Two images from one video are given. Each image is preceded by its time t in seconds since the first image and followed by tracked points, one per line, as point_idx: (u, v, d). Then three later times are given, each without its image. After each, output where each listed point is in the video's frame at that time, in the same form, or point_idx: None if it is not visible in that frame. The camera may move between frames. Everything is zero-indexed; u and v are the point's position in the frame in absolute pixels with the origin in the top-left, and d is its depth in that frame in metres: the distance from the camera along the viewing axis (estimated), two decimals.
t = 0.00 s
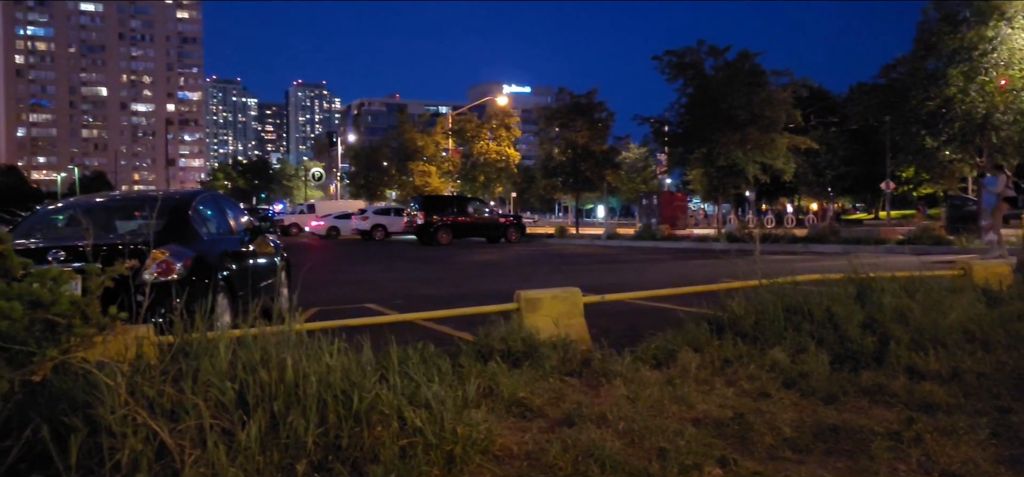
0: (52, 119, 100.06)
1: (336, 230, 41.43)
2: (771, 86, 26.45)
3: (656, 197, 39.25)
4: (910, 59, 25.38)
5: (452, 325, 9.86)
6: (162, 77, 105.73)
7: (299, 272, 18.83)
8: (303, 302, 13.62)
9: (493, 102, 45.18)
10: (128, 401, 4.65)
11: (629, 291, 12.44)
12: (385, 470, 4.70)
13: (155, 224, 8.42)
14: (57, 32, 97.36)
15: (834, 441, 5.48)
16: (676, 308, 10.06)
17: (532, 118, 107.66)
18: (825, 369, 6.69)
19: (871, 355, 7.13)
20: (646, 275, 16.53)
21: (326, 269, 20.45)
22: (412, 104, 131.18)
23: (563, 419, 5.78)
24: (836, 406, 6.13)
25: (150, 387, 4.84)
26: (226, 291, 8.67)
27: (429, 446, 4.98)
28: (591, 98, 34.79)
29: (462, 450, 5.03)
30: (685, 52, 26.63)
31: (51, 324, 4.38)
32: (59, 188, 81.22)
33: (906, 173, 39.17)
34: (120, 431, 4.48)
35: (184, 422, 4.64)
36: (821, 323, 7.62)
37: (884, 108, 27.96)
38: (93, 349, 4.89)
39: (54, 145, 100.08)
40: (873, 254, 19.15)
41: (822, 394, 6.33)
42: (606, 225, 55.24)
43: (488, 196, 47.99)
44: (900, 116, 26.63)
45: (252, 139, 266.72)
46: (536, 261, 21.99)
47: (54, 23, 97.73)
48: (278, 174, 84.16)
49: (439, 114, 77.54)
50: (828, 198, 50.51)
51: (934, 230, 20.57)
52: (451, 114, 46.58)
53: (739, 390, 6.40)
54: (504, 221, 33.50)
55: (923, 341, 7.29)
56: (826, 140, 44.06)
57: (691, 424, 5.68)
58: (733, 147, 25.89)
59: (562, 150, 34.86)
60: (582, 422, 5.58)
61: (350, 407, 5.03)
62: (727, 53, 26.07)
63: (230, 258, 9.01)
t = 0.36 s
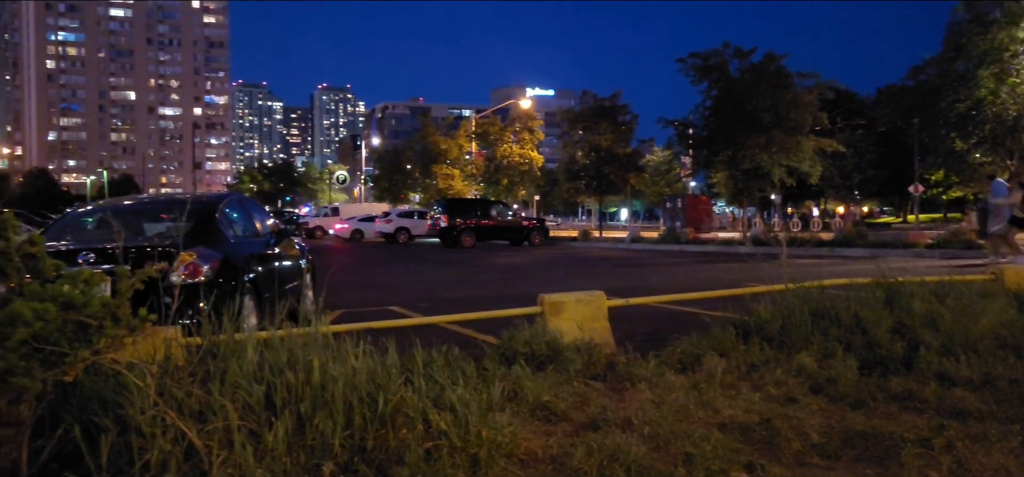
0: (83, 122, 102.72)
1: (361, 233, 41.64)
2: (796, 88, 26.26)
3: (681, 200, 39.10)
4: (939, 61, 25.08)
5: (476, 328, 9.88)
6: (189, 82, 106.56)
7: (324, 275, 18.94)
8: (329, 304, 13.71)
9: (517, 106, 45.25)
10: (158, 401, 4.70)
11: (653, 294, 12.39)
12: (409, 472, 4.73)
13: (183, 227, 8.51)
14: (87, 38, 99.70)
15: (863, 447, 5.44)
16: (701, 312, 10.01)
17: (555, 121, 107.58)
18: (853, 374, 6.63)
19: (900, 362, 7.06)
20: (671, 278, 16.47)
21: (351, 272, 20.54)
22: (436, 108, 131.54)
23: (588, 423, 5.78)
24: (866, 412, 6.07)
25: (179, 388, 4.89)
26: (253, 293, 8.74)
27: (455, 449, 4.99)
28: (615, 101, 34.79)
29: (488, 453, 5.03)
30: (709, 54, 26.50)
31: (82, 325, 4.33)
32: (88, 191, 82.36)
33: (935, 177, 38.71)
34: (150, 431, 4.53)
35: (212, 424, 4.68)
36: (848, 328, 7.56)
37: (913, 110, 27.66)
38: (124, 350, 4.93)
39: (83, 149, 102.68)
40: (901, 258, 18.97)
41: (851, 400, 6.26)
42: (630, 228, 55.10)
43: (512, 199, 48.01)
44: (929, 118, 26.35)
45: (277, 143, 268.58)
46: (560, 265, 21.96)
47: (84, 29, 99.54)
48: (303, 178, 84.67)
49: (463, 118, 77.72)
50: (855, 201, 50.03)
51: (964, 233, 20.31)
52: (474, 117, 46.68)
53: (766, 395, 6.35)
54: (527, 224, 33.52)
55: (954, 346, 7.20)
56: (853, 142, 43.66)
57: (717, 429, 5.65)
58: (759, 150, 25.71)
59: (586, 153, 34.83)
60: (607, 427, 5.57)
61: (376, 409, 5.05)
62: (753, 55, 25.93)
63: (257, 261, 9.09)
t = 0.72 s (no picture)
0: (105, 125, 103.48)
1: (379, 234, 41.73)
2: (817, 89, 26.08)
3: (700, 202, 38.95)
4: (962, 60, 24.86)
5: (494, 329, 9.88)
6: (210, 84, 107.24)
7: (343, 276, 18.99)
8: (348, 305, 13.76)
9: (534, 107, 45.22)
10: (178, 402, 4.72)
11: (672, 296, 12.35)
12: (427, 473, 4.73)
13: (204, 228, 8.57)
14: (110, 40, 100.40)
15: (885, 452, 5.39)
16: (721, 313, 9.96)
17: (573, 121, 107.45)
18: (875, 378, 6.58)
19: (922, 365, 6.99)
20: (691, 280, 16.41)
21: (370, 273, 20.60)
22: (455, 109, 131.75)
23: (606, 426, 5.76)
24: (888, 416, 6.02)
25: (199, 389, 4.90)
26: (272, 294, 8.79)
27: (473, 451, 4.99)
28: (634, 102, 34.77)
29: (506, 455, 5.02)
30: (728, 54, 26.40)
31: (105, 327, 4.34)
32: (109, 193, 83.04)
33: (959, 178, 38.38)
34: (171, 431, 4.55)
35: (231, 425, 4.70)
36: (870, 330, 7.49)
37: (935, 110, 27.43)
38: (144, 351, 4.97)
39: (106, 151, 103.34)
40: (924, 260, 18.81)
41: (873, 403, 6.20)
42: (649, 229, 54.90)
43: (530, 201, 48.02)
44: (952, 118, 26.11)
45: (296, 145, 269.87)
46: (578, 266, 21.92)
47: (107, 32, 100.46)
48: (322, 179, 85.03)
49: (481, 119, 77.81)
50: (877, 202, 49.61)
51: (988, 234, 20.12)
52: (493, 118, 46.68)
53: (786, 398, 6.30)
54: (545, 225, 33.51)
55: (978, 350, 7.12)
56: (874, 143, 43.29)
57: (736, 432, 5.62)
58: (779, 152, 25.60)
59: (604, 154, 34.78)
60: (626, 429, 5.54)
61: (394, 411, 5.06)
62: (773, 56, 25.81)
63: (276, 262, 9.14)
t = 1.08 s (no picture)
0: (120, 125, 104.10)
1: (391, 235, 41.79)
2: (831, 89, 25.95)
3: (713, 202, 38.86)
4: (978, 60, 24.71)
5: (506, 329, 9.88)
6: (224, 85, 107.67)
7: (356, 276, 19.03)
8: (360, 305, 13.80)
9: (546, 107, 45.20)
10: (192, 401, 4.74)
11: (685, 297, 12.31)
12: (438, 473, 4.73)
13: (217, 228, 8.60)
14: (125, 41, 101.01)
15: (900, 454, 5.35)
16: (733, 314, 9.92)
17: (585, 122, 107.41)
18: (889, 380, 6.54)
19: (936, 367, 6.94)
20: (704, 280, 16.38)
21: (382, 273, 20.67)
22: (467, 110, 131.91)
23: (618, 427, 5.74)
24: (902, 418, 5.98)
25: (212, 388, 4.92)
26: (285, 294, 8.83)
27: (484, 450, 4.99)
28: (646, 103, 34.78)
29: (517, 456, 5.02)
30: (741, 55, 26.32)
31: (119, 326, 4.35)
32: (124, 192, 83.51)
33: (974, 180, 38.17)
34: (184, 430, 4.56)
35: (244, 423, 4.72)
36: (885, 332, 7.44)
37: (950, 111, 27.28)
38: (158, 350, 4.98)
39: (121, 151, 103.95)
40: (939, 261, 18.69)
41: (887, 406, 6.17)
42: (661, 230, 54.82)
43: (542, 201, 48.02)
44: (967, 119, 25.96)
45: (309, 145, 270.67)
46: (590, 266, 21.93)
47: (122, 33, 101.06)
48: (335, 179, 85.31)
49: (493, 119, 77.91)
50: (891, 203, 49.35)
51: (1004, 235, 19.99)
52: (505, 119, 46.69)
53: (800, 400, 6.27)
54: (557, 225, 33.51)
55: (994, 352, 7.07)
56: (889, 144, 43.04)
57: (749, 434, 5.60)
58: (792, 152, 25.55)
59: (616, 154, 34.73)
60: (638, 430, 5.53)
61: (406, 411, 5.06)
62: (786, 56, 25.72)
63: (289, 262, 9.16)
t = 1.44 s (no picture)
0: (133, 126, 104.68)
1: (402, 235, 41.83)
2: (844, 89, 25.82)
3: (724, 203, 38.73)
4: (993, 60, 24.55)
5: (517, 330, 9.88)
6: (236, 86, 108.04)
7: (367, 276, 19.08)
8: (371, 305, 13.82)
9: (557, 108, 45.14)
10: (205, 401, 4.76)
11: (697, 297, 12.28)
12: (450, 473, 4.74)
13: (229, 228, 8.64)
14: (138, 43, 101.56)
15: (914, 456, 5.33)
16: (745, 316, 9.89)
17: (597, 122, 107.23)
18: (903, 381, 6.51)
19: (952, 368, 6.91)
20: (716, 281, 16.33)
21: (393, 273, 20.71)
22: (477, 110, 131.91)
23: (630, 427, 5.73)
24: (917, 420, 5.95)
25: (226, 388, 4.94)
26: (297, 294, 8.86)
27: (497, 451, 5.00)
28: (658, 103, 34.74)
29: (529, 457, 5.03)
30: (753, 54, 26.26)
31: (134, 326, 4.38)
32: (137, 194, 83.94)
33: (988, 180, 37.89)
34: (199, 430, 4.58)
35: (258, 422, 4.74)
36: (898, 333, 7.41)
37: (964, 111, 27.10)
38: (172, 351, 5.01)
39: (134, 152, 104.52)
40: (953, 262, 18.56)
41: (902, 407, 6.14)
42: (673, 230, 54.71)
43: (553, 201, 47.97)
44: (981, 119, 25.79)
45: (321, 146, 271.28)
46: (602, 267, 21.91)
47: (135, 35, 101.61)
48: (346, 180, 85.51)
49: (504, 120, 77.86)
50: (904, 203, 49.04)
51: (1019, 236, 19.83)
52: (516, 119, 46.66)
53: (813, 401, 6.26)
54: (569, 226, 33.48)
55: (1009, 353, 7.02)
56: (902, 144, 42.75)
57: (762, 435, 5.58)
58: (804, 152, 25.44)
59: (627, 154, 34.66)
60: (650, 431, 5.52)
61: (419, 411, 5.07)
62: (798, 55, 25.64)
63: (301, 262, 9.19)
